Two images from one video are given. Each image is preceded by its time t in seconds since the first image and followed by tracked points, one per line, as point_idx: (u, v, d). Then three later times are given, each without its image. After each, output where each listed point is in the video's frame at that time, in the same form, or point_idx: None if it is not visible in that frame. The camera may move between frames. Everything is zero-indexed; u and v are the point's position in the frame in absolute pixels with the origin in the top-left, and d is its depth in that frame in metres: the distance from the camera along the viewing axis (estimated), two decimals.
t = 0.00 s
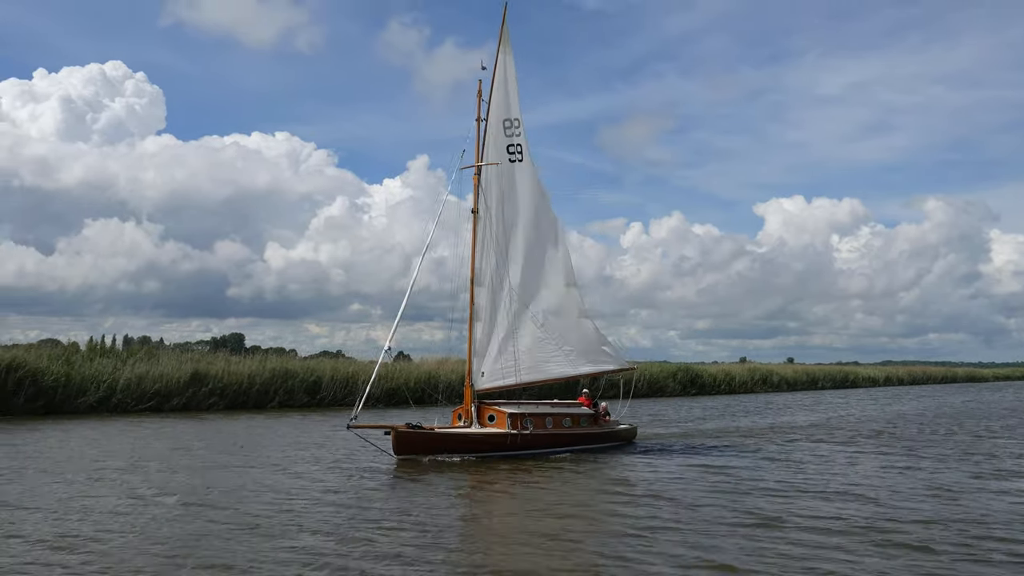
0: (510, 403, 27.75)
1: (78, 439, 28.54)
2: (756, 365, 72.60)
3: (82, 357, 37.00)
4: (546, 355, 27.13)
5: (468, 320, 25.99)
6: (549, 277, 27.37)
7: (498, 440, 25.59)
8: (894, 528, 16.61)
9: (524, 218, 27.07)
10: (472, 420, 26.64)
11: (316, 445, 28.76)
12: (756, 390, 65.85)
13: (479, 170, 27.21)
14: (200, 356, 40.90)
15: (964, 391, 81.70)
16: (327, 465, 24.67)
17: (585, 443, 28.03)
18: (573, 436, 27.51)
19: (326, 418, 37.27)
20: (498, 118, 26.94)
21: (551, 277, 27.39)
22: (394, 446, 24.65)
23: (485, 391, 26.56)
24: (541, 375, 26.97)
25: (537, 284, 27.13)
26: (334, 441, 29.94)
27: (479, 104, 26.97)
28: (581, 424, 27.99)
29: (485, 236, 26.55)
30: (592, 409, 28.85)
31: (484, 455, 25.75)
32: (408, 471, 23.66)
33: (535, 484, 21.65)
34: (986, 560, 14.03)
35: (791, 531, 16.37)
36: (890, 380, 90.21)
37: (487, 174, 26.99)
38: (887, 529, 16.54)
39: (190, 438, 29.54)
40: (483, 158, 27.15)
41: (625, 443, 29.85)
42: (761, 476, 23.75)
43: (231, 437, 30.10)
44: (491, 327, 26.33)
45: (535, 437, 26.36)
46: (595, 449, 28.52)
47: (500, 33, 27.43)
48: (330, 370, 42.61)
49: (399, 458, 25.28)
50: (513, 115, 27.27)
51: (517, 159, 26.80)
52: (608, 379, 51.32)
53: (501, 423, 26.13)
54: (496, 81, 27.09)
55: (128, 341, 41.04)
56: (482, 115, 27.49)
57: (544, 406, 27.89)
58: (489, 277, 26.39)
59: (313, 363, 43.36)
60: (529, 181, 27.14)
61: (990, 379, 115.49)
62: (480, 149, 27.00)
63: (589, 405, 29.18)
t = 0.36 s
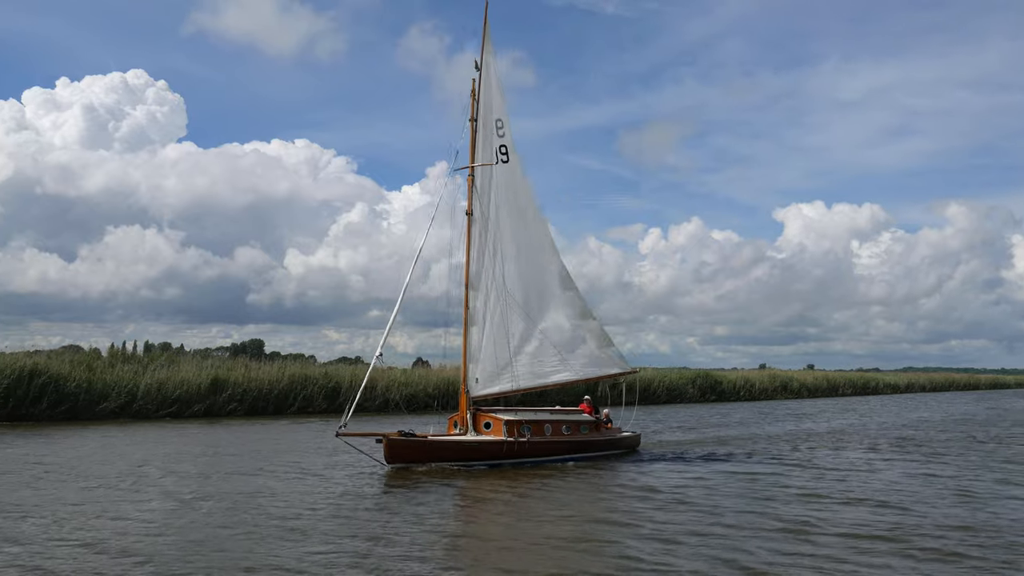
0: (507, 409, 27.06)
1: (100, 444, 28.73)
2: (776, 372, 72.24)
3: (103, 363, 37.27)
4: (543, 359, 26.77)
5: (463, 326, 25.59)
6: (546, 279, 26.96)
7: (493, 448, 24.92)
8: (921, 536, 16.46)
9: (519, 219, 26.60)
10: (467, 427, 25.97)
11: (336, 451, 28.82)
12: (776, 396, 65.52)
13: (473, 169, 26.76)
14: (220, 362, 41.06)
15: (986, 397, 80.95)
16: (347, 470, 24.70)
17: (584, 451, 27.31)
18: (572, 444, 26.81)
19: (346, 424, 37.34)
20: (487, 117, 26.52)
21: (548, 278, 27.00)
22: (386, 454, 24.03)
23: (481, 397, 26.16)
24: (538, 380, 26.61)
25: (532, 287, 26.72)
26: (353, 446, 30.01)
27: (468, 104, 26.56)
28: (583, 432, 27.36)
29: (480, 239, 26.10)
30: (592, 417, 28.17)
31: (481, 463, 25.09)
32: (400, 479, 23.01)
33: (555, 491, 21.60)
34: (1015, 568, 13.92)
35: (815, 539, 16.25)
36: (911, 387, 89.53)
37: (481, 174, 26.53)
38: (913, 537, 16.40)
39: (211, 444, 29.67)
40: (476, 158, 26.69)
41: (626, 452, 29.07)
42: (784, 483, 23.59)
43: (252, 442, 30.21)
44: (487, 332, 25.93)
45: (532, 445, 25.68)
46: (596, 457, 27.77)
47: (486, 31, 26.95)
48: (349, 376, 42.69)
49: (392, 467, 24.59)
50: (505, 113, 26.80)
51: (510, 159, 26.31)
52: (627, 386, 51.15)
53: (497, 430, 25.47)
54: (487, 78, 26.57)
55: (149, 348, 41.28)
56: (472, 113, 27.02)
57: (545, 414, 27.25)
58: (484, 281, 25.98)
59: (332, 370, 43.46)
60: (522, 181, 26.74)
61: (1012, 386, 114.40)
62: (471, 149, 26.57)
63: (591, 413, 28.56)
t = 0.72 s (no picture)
0: (505, 416, 26.66)
1: (125, 450, 28.95)
2: (799, 377, 71.80)
3: (127, 369, 37.57)
4: (543, 364, 26.33)
5: (459, 330, 25.35)
6: (547, 281, 26.41)
7: (491, 455, 24.56)
8: (948, 540, 16.45)
9: (516, 219, 26.29)
10: (464, 434, 25.56)
11: (358, 457, 28.91)
12: (799, 402, 65.10)
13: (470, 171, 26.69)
14: (242, 368, 41.29)
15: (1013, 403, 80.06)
16: (370, 476, 24.78)
17: (587, 459, 26.85)
18: (573, 451, 26.37)
19: (367, 430, 37.43)
20: (482, 116, 26.26)
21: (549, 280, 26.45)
22: (378, 462, 23.54)
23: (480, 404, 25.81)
24: (538, 386, 26.15)
25: (532, 291, 26.24)
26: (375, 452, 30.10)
27: (462, 103, 26.28)
28: (584, 439, 26.87)
29: (476, 241, 25.91)
30: (596, 423, 27.71)
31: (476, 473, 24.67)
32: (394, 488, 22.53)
33: (579, 498, 21.65)
34: None
35: (842, 544, 16.25)
36: (936, 393, 88.72)
37: (476, 174, 26.45)
38: (941, 542, 16.38)
39: (234, 449, 29.83)
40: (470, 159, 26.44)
41: (630, 459, 28.54)
42: (808, 488, 23.54)
43: (275, 447, 30.36)
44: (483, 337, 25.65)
45: (532, 452, 25.28)
46: (599, 464, 27.30)
47: (484, 29, 26.59)
48: (371, 383, 42.81)
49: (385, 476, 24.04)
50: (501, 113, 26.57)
51: (505, 159, 26.09)
52: (649, 392, 50.97)
53: (495, 437, 25.09)
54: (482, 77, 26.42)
55: (172, 354, 41.57)
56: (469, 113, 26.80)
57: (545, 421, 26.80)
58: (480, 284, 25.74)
59: (354, 376, 43.59)
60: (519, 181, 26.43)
61: None
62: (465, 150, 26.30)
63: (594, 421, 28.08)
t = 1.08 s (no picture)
0: (499, 422, 26.01)
1: (146, 455, 29.17)
2: (818, 382, 71.40)
3: (147, 375, 37.77)
4: (533, 369, 25.98)
5: (453, 334, 24.83)
6: (536, 286, 26.19)
7: (483, 462, 23.95)
8: (977, 547, 16.31)
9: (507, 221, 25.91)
10: (456, 441, 24.96)
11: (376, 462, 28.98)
12: (819, 408, 64.71)
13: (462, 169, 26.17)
14: (261, 373, 41.49)
15: None
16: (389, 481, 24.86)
17: (585, 466, 26.09)
18: (570, 459, 25.63)
19: (386, 435, 37.53)
20: (475, 114, 25.95)
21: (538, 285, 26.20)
22: (366, 470, 23.17)
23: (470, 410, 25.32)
24: (530, 392, 25.84)
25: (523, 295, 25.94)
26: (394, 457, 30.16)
27: (457, 102, 26.03)
28: (583, 446, 26.22)
29: (469, 243, 25.41)
30: (594, 430, 27.04)
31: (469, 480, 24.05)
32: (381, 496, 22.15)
33: (600, 504, 21.58)
34: None
35: (869, 550, 16.12)
36: (958, 398, 87.97)
37: (469, 173, 25.92)
38: (965, 547, 16.32)
39: (254, 453, 29.97)
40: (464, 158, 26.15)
41: (630, 466, 27.75)
42: (830, 494, 23.44)
43: (294, 452, 30.50)
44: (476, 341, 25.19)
45: (526, 460, 24.60)
46: (596, 471, 26.53)
47: (478, 26, 26.37)
48: (389, 388, 42.89)
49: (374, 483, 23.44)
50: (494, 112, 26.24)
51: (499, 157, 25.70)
52: (668, 397, 50.83)
53: (488, 444, 24.50)
54: (476, 74, 25.99)
55: (192, 359, 41.83)
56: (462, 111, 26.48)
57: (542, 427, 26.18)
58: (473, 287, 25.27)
59: (372, 381, 43.68)
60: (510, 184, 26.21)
61: None
62: (460, 149, 26.02)
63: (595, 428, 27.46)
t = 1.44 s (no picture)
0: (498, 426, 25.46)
1: (173, 458, 29.38)
2: (844, 385, 70.85)
3: (173, 379, 38.05)
4: (533, 371, 25.54)
5: (448, 337, 24.66)
6: (537, 287, 25.71)
7: (480, 468, 23.26)
8: (1015, 552, 16.03)
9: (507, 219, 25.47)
10: (454, 445, 24.50)
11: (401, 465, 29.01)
12: (845, 411, 64.18)
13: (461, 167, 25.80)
14: (286, 377, 41.67)
15: None
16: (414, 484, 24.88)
17: (585, 471, 25.31)
18: (569, 464, 24.86)
19: (411, 438, 37.59)
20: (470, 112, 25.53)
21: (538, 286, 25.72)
22: (357, 475, 22.42)
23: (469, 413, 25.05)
24: (530, 394, 25.42)
25: (523, 296, 25.51)
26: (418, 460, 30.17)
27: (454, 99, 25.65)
28: (585, 451, 25.49)
29: (466, 243, 25.15)
30: (597, 435, 26.28)
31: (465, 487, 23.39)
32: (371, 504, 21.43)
33: (627, 509, 21.44)
34: None
35: (904, 556, 15.89)
36: (986, 402, 86.98)
37: (468, 171, 25.54)
38: (998, 553, 16.14)
39: (280, 456, 30.10)
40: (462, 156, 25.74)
41: (634, 472, 26.87)
42: (859, 499, 23.24)
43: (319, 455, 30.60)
44: (472, 344, 24.92)
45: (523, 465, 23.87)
46: (598, 477, 25.73)
47: (475, 21, 25.97)
48: (413, 392, 42.90)
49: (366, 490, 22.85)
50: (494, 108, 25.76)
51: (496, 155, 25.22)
52: (693, 399, 50.57)
53: (485, 449, 23.87)
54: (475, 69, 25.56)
55: (217, 363, 42.10)
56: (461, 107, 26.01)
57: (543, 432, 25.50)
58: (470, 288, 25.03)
59: (396, 385, 43.72)
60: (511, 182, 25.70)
61: None
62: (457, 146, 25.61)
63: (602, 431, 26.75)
